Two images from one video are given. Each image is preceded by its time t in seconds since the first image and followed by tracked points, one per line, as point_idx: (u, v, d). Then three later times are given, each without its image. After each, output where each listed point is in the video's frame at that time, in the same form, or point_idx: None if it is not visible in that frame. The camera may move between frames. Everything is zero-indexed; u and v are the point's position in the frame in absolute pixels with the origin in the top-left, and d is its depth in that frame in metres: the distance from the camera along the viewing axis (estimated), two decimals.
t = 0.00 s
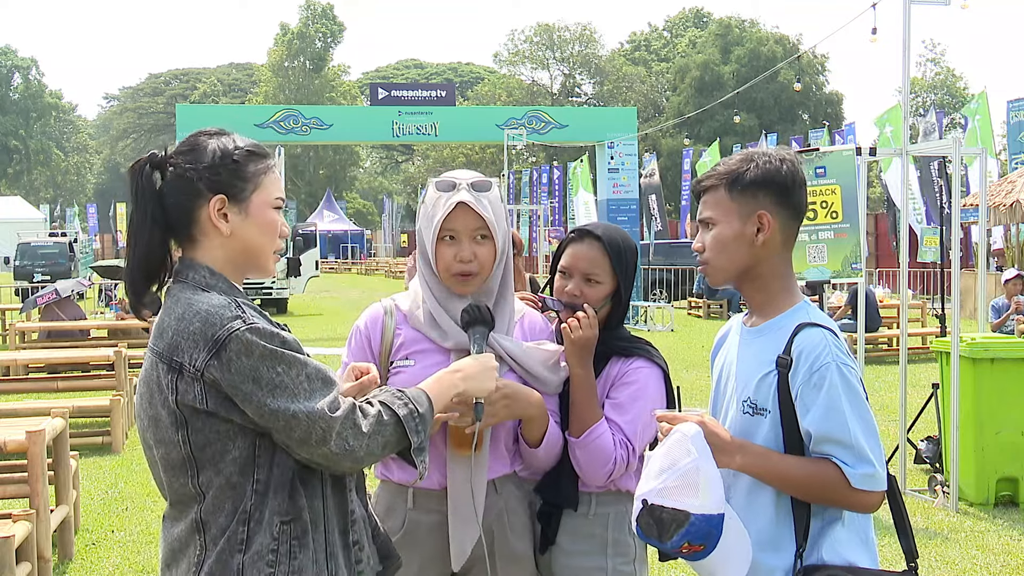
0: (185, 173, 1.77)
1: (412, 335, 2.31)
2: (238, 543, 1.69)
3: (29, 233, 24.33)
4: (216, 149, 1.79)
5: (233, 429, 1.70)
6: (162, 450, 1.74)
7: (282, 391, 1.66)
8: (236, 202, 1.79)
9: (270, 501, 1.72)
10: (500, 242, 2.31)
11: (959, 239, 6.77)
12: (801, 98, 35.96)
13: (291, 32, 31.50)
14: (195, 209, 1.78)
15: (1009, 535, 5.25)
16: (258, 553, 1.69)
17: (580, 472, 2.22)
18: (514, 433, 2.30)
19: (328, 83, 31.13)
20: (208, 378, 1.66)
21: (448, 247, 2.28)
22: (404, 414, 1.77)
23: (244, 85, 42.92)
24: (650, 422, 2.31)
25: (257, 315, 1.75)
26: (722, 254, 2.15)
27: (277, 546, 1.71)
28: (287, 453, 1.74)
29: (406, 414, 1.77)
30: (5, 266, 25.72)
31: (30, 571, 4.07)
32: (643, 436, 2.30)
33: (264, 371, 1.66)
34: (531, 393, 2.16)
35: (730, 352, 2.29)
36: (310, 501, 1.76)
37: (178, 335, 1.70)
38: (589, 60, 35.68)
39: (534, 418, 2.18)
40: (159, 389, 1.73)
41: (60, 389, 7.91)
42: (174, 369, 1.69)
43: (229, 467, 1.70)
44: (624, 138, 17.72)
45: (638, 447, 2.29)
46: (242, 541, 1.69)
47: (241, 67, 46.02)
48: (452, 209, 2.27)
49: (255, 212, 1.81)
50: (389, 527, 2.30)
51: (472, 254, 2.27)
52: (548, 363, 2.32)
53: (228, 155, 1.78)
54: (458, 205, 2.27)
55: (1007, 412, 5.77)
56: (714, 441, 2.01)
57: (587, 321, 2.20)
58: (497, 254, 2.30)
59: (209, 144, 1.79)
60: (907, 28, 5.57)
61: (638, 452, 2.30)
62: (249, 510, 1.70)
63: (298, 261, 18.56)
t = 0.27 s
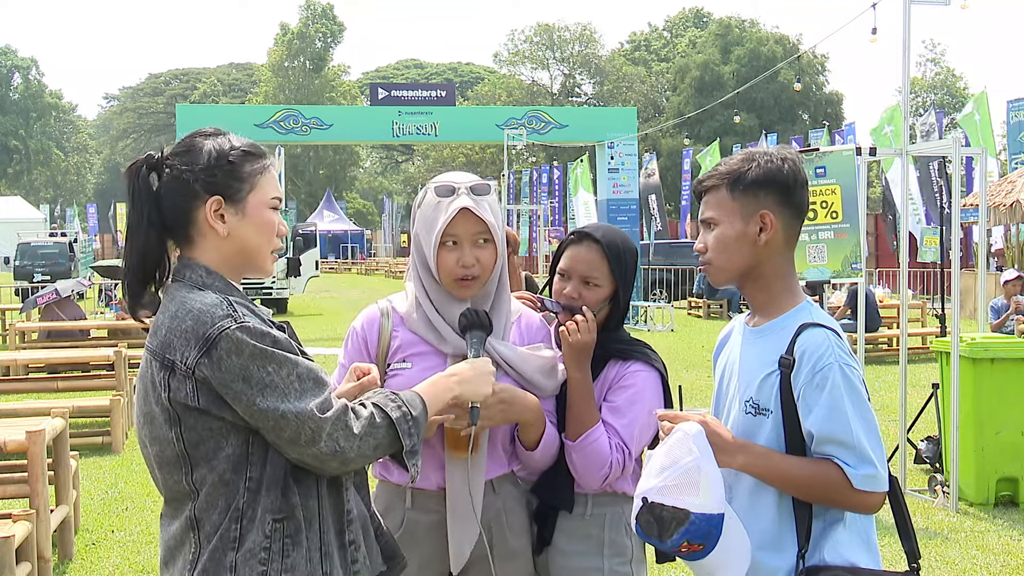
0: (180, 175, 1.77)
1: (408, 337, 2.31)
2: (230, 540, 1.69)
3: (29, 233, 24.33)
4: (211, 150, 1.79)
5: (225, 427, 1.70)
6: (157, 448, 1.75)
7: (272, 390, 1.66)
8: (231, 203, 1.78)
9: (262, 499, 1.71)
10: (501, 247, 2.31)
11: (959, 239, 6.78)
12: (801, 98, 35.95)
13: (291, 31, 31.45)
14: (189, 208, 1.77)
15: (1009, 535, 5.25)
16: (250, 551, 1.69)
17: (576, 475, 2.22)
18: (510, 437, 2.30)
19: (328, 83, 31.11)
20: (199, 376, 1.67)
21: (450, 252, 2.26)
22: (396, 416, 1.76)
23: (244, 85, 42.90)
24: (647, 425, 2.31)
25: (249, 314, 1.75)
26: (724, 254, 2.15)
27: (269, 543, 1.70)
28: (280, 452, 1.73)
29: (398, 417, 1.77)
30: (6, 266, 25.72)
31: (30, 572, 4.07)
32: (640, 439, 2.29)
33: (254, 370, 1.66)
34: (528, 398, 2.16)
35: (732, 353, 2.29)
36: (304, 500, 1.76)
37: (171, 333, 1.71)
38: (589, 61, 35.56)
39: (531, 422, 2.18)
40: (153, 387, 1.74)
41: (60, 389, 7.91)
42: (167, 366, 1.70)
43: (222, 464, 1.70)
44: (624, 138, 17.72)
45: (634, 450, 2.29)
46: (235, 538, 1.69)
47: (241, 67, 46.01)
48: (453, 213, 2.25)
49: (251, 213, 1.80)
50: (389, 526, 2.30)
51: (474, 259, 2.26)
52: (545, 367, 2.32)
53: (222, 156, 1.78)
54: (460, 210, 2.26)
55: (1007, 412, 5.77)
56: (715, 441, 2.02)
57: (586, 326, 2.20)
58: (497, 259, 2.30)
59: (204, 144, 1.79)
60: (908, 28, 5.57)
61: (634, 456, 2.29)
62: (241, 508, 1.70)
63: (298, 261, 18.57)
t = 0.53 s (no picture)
0: (177, 178, 1.77)
1: (407, 338, 2.31)
2: (228, 540, 1.69)
3: (29, 233, 24.34)
4: (207, 152, 1.79)
5: (223, 426, 1.70)
6: (154, 448, 1.75)
7: (268, 391, 1.66)
8: (229, 204, 1.78)
9: (259, 499, 1.71)
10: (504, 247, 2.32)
11: (959, 238, 6.78)
12: (801, 98, 35.94)
13: (291, 31, 31.42)
14: (187, 211, 1.78)
15: (1009, 535, 5.25)
16: (247, 550, 1.69)
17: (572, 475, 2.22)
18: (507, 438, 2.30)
19: (328, 83, 31.10)
20: (196, 375, 1.67)
21: (455, 252, 2.25)
22: (392, 417, 1.77)
23: (244, 85, 42.89)
24: (644, 426, 2.31)
25: (247, 314, 1.75)
26: (728, 254, 2.15)
27: (266, 543, 1.70)
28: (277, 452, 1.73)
29: (393, 418, 1.77)
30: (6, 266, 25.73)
31: (30, 572, 4.07)
32: (636, 440, 2.29)
33: (250, 370, 1.66)
34: (527, 400, 2.16)
35: (736, 353, 2.29)
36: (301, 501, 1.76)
37: (168, 333, 1.71)
38: (589, 60, 35.50)
39: (529, 424, 2.19)
40: (150, 387, 1.74)
41: (60, 389, 7.91)
42: (164, 366, 1.70)
43: (219, 464, 1.70)
44: (624, 138, 17.72)
45: (630, 451, 2.28)
46: (232, 538, 1.69)
47: (241, 66, 46.00)
48: (460, 215, 2.24)
49: (250, 214, 1.80)
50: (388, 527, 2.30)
51: (480, 258, 2.25)
52: (543, 368, 2.32)
53: (220, 159, 1.78)
54: (468, 209, 2.25)
55: (1008, 413, 5.77)
56: (719, 441, 2.02)
57: (584, 327, 2.20)
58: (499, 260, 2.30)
59: (201, 147, 1.79)
60: (908, 28, 5.57)
61: (630, 456, 2.28)
62: (238, 507, 1.70)
63: (298, 261, 18.57)
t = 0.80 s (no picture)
0: (177, 180, 1.77)
1: (405, 342, 2.31)
2: (228, 541, 1.69)
3: (29, 233, 24.34)
4: (207, 152, 1.79)
5: (224, 427, 1.70)
6: (155, 448, 1.74)
7: (271, 392, 1.66)
8: (232, 206, 1.79)
9: (260, 500, 1.71)
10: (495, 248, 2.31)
11: (959, 238, 6.78)
12: (801, 98, 35.94)
13: (291, 31, 31.41)
14: (188, 213, 1.78)
15: (1009, 535, 5.25)
16: (248, 551, 1.69)
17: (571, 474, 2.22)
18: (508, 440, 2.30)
19: (328, 83, 31.09)
20: (199, 377, 1.67)
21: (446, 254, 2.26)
22: (391, 419, 1.77)
23: (244, 85, 42.86)
24: (643, 424, 2.31)
25: (250, 315, 1.75)
26: (735, 253, 2.15)
27: (267, 544, 1.70)
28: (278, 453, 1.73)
29: (392, 421, 1.78)
30: (6, 266, 25.73)
31: (29, 572, 4.07)
32: (636, 439, 2.29)
33: (253, 371, 1.66)
34: (528, 402, 2.16)
35: (739, 353, 2.29)
36: (302, 503, 1.76)
37: (171, 334, 1.70)
38: (589, 60, 35.51)
39: (530, 427, 2.19)
40: (152, 387, 1.74)
41: (60, 389, 7.91)
42: (167, 366, 1.70)
43: (221, 464, 1.70)
44: (624, 138, 17.72)
45: (630, 450, 2.28)
46: (232, 539, 1.69)
47: (242, 67, 46.01)
48: (448, 218, 2.24)
49: (250, 214, 1.81)
50: (389, 529, 2.29)
51: (472, 262, 2.26)
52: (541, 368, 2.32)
53: (220, 159, 1.78)
54: (456, 215, 2.24)
55: (1007, 413, 5.77)
56: (722, 440, 2.03)
57: (582, 327, 2.20)
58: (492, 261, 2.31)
59: (200, 148, 1.79)
60: (907, 28, 5.57)
61: (630, 455, 2.28)
62: (239, 509, 1.70)
63: (298, 261, 18.58)
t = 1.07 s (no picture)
0: (178, 179, 1.77)
1: (402, 342, 2.31)
2: (227, 543, 1.73)
3: (29, 233, 24.34)
4: (209, 152, 1.79)
5: (222, 429, 1.70)
6: (152, 448, 1.75)
7: (269, 395, 1.66)
8: (232, 206, 1.79)
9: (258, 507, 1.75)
10: (483, 245, 2.29)
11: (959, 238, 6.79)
12: (801, 98, 35.92)
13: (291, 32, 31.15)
14: (188, 212, 1.78)
15: (1009, 535, 5.25)
16: (247, 553, 1.73)
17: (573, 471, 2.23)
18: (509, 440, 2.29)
19: (327, 83, 30.98)
20: (197, 378, 1.67)
21: (432, 253, 2.26)
22: (387, 422, 1.77)
23: (244, 85, 42.87)
24: (643, 422, 2.30)
25: (248, 316, 1.74)
26: (740, 252, 2.15)
27: (266, 546, 1.74)
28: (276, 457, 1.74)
29: (389, 424, 1.77)
30: (7, 266, 25.74)
31: (29, 572, 4.07)
32: (636, 438, 2.27)
33: (251, 374, 1.66)
34: (527, 403, 2.17)
35: (742, 352, 2.30)
36: (299, 507, 1.78)
37: (169, 334, 1.70)
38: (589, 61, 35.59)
39: (529, 428, 2.19)
40: (148, 387, 1.73)
41: (60, 389, 7.91)
42: (165, 367, 1.69)
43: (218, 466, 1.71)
44: (624, 138, 17.70)
45: (630, 449, 2.26)
46: (231, 542, 1.73)
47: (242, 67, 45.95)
48: (433, 216, 2.25)
49: (250, 215, 1.81)
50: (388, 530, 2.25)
51: (457, 259, 2.26)
52: (540, 366, 2.32)
53: (222, 159, 1.78)
54: (437, 211, 2.25)
55: (1007, 412, 5.76)
56: (723, 438, 2.05)
57: (580, 325, 2.20)
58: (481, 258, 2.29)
59: (202, 147, 1.78)
60: (907, 28, 5.58)
61: (630, 454, 2.27)
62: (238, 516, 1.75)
63: (298, 261, 18.59)
